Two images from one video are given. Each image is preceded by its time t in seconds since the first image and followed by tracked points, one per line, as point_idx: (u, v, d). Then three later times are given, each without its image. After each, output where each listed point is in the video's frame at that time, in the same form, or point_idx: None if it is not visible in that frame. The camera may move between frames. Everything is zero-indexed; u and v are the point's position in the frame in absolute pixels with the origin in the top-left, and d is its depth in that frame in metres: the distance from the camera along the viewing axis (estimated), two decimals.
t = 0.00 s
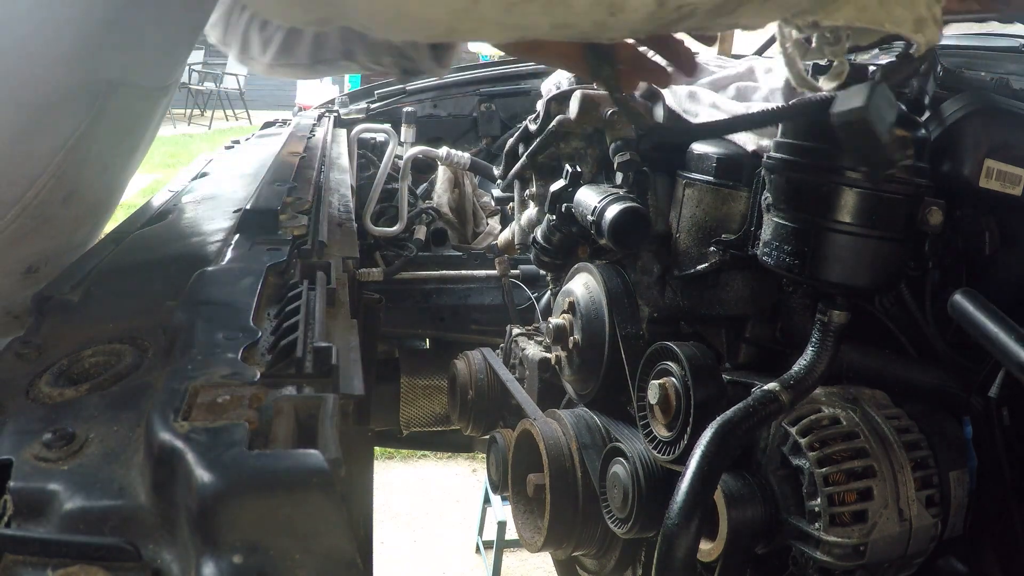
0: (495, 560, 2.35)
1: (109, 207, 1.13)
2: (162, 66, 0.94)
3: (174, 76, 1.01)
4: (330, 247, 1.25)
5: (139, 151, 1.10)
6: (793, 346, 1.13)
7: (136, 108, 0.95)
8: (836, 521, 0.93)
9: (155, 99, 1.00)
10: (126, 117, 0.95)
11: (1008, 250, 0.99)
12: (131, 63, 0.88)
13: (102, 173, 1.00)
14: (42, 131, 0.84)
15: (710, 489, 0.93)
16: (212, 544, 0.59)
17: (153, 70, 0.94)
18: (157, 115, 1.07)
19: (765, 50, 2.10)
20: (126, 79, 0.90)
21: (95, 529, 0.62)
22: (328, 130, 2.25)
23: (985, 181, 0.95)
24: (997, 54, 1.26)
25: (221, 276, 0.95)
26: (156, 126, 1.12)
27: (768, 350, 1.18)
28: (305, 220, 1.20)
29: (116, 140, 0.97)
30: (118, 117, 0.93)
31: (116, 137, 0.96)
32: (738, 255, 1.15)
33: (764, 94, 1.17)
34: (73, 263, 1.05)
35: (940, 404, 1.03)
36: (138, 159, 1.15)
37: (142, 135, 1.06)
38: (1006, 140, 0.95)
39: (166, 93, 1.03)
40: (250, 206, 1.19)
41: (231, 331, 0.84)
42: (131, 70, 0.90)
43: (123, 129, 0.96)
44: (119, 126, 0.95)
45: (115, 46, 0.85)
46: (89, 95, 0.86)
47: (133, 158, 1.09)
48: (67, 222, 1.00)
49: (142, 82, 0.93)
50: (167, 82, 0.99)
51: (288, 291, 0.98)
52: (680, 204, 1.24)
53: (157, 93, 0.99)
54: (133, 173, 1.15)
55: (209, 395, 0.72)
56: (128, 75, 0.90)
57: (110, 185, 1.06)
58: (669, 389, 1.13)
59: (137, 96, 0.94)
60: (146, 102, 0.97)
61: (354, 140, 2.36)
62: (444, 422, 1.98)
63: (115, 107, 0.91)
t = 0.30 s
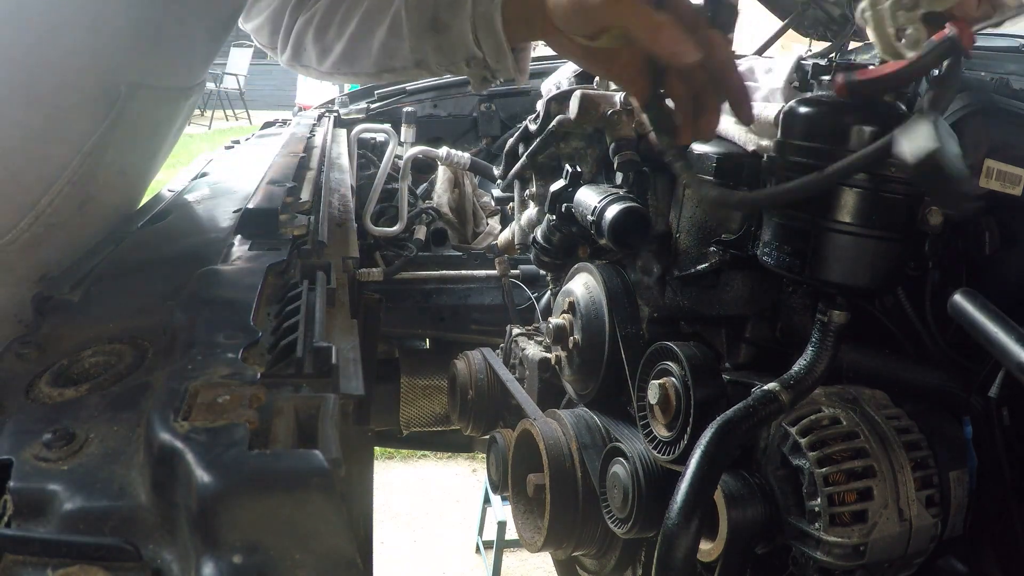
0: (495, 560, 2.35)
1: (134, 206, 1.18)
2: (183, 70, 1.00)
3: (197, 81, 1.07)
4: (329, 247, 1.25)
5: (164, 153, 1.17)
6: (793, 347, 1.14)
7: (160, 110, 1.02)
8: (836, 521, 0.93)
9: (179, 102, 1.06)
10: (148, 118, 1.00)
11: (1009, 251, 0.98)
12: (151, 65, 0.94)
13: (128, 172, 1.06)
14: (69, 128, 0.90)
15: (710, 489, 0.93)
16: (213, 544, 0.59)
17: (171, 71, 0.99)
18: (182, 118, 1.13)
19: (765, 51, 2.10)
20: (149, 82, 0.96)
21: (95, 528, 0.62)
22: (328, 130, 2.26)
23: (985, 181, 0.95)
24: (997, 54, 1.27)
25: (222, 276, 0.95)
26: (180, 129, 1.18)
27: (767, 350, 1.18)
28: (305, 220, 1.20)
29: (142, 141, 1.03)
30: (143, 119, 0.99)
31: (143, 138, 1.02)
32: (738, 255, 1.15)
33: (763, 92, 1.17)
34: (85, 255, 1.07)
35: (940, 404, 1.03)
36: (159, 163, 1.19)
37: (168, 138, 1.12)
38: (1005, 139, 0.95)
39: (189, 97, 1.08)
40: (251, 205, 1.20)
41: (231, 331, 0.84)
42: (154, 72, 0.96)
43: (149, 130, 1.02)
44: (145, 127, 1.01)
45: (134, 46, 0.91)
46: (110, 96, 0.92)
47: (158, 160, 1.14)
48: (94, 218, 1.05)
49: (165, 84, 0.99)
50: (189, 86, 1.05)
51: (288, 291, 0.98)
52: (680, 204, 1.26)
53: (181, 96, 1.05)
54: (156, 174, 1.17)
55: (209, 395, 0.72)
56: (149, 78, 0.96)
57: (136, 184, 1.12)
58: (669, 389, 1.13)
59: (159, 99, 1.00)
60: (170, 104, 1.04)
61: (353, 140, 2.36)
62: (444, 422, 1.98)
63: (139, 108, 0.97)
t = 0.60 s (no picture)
0: (495, 559, 2.35)
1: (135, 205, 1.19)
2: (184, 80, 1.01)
3: (196, 88, 1.08)
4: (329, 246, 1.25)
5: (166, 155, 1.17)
6: (792, 347, 1.14)
7: (156, 119, 1.01)
8: (836, 521, 0.93)
9: (180, 108, 1.07)
10: (151, 128, 1.01)
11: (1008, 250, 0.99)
12: (155, 81, 0.95)
13: (132, 176, 1.08)
14: (82, 151, 0.90)
15: (710, 489, 0.93)
16: (212, 543, 0.58)
17: (172, 82, 1.00)
18: (182, 122, 1.13)
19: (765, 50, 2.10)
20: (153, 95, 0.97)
21: (95, 528, 0.62)
22: (328, 130, 2.26)
23: (985, 181, 0.95)
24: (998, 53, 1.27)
25: (222, 276, 0.95)
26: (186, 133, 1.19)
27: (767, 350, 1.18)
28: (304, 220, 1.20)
29: (144, 148, 1.04)
30: (146, 128, 1.00)
31: (145, 146, 1.04)
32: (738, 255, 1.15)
33: (762, 93, 1.11)
34: (85, 253, 1.06)
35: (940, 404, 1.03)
36: (165, 161, 1.20)
37: (169, 141, 1.13)
38: (1004, 139, 0.94)
39: (188, 103, 1.10)
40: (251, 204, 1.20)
41: (231, 331, 0.84)
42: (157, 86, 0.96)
43: (151, 137, 1.04)
44: (149, 135, 1.02)
45: (143, 64, 0.91)
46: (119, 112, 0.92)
47: (160, 161, 1.16)
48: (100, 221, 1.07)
49: (168, 94, 1.00)
50: (190, 92, 1.07)
51: (288, 291, 0.98)
52: (680, 204, 1.25)
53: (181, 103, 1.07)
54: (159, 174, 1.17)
55: (209, 396, 0.72)
56: (154, 91, 0.97)
57: (137, 185, 1.13)
58: (669, 389, 1.13)
59: (159, 110, 1.00)
60: (172, 113, 1.05)
61: (354, 140, 2.35)
62: (444, 422, 1.98)
63: (144, 119, 0.98)
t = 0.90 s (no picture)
0: (495, 559, 2.35)
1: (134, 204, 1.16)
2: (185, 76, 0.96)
3: (196, 84, 1.03)
4: (330, 247, 1.25)
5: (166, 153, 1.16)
6: (792, 347, 1.14)
7: (158, 113, 0.96)
8: (836, 521, 0.93)
9: (179, 105, 1.03)
10: (150, 125, 0.97)
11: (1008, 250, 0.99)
12: (156, 76, 0.90)
13: (129, 174, 1.04)
14: (80, 150, 0.85)
15: (710, 490, 0.93)
16: (212, 543, 0.58)
17: (176, 75, 0.95)
18: (183, 115, 1.09)
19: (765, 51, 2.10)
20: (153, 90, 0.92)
21: (95, 528, 0.62)
22: (328, 130, 2.25)
23: (984, 181, 0.95)
24: (999, 53, 1.27)
25: (222, 277, 0.95)
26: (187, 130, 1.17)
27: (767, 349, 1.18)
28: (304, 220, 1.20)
29: (143, 146, 1.00)
30: (145, 126, 0.96)
31: (143, 145, 0.99)
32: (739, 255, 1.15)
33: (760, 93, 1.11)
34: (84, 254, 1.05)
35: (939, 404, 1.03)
36: (164, 161, 1.19)
37: (168, 139, 1.09)
38: (1005, 139, 0.95)
39: (187, 99, 1.05)
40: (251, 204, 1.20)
41: (232, 331, 0.84)
42: (158, 81, 0.92)
43: (150, 135, 0.99)
44: (149, 134, 0.98)
45: (144, 59, 0.86)
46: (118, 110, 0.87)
47: (160, 158, 1.13)
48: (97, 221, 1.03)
49: (168, 91, 0.96)
50: (190, 88, 1.02)
51: (288, 292, 0.98)
52: (680, 204, 1.25)
53: (180, 100, 1.02)
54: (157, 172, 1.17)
55: (209, 396, 0.72)
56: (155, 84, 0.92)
57: (136, 184, 1.10)
58: (669, 389, 1.14)
59: (161, 103, 0.96)
60: (171, 109, 1.01)
61: (353, 140, 2.37)
62: (444, 422, 1.98)
63: (144, 117, 0.93)
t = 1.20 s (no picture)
0: (495, 560, 2.35)
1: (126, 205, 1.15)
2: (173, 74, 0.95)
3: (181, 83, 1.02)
4: (330, 247, 1.25)
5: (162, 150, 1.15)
6: (792, 347, 1.14)
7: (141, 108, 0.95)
8: (836, 521, 0.93)
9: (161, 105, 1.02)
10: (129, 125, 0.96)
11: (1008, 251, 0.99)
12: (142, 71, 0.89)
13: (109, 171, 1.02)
14: (56, 146, 0.84)
15: (710, 490, 0.93)
16: (212, 543, 0.58)
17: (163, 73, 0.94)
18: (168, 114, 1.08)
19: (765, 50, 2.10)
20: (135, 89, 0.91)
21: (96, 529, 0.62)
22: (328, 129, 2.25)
23: (984, 181, 0.95)
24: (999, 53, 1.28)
25: (222, 278, 0.95)
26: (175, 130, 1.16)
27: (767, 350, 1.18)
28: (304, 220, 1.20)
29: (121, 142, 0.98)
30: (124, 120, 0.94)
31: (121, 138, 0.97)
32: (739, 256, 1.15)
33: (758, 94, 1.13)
34: (78, 255, 1.04)
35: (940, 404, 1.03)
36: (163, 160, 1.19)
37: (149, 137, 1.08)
38: (1005, 139, 0.95)
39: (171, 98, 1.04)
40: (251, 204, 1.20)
41: (232, 331, 0.84)
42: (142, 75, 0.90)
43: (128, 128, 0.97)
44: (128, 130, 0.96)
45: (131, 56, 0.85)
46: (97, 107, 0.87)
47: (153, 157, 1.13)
48: (81, 221, 1.01)
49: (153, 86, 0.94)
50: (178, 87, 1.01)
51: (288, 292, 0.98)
52: (680, 205, 1.26)
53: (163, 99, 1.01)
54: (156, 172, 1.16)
55: (209, 396, 0.72)
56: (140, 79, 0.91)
57: (125, 181, 1.09)
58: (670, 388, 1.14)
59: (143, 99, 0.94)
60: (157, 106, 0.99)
61: (353, 140, 2.37)
62: (444, 422, 1.98)
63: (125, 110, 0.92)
